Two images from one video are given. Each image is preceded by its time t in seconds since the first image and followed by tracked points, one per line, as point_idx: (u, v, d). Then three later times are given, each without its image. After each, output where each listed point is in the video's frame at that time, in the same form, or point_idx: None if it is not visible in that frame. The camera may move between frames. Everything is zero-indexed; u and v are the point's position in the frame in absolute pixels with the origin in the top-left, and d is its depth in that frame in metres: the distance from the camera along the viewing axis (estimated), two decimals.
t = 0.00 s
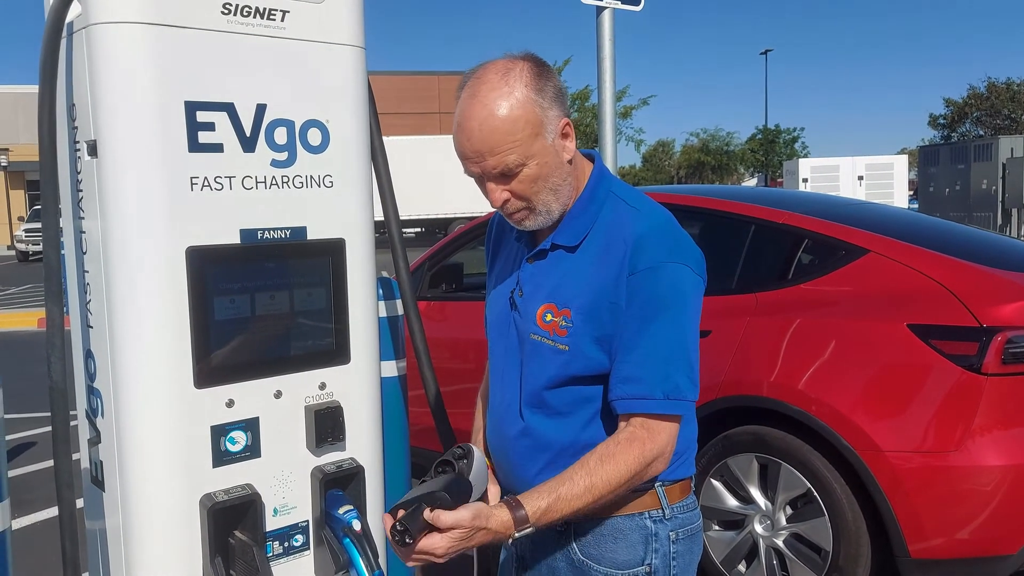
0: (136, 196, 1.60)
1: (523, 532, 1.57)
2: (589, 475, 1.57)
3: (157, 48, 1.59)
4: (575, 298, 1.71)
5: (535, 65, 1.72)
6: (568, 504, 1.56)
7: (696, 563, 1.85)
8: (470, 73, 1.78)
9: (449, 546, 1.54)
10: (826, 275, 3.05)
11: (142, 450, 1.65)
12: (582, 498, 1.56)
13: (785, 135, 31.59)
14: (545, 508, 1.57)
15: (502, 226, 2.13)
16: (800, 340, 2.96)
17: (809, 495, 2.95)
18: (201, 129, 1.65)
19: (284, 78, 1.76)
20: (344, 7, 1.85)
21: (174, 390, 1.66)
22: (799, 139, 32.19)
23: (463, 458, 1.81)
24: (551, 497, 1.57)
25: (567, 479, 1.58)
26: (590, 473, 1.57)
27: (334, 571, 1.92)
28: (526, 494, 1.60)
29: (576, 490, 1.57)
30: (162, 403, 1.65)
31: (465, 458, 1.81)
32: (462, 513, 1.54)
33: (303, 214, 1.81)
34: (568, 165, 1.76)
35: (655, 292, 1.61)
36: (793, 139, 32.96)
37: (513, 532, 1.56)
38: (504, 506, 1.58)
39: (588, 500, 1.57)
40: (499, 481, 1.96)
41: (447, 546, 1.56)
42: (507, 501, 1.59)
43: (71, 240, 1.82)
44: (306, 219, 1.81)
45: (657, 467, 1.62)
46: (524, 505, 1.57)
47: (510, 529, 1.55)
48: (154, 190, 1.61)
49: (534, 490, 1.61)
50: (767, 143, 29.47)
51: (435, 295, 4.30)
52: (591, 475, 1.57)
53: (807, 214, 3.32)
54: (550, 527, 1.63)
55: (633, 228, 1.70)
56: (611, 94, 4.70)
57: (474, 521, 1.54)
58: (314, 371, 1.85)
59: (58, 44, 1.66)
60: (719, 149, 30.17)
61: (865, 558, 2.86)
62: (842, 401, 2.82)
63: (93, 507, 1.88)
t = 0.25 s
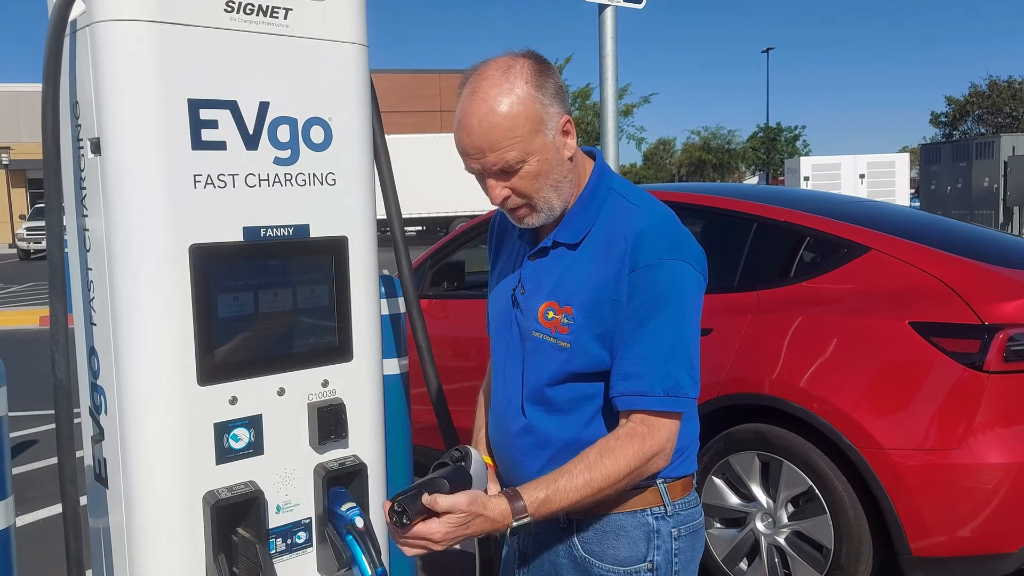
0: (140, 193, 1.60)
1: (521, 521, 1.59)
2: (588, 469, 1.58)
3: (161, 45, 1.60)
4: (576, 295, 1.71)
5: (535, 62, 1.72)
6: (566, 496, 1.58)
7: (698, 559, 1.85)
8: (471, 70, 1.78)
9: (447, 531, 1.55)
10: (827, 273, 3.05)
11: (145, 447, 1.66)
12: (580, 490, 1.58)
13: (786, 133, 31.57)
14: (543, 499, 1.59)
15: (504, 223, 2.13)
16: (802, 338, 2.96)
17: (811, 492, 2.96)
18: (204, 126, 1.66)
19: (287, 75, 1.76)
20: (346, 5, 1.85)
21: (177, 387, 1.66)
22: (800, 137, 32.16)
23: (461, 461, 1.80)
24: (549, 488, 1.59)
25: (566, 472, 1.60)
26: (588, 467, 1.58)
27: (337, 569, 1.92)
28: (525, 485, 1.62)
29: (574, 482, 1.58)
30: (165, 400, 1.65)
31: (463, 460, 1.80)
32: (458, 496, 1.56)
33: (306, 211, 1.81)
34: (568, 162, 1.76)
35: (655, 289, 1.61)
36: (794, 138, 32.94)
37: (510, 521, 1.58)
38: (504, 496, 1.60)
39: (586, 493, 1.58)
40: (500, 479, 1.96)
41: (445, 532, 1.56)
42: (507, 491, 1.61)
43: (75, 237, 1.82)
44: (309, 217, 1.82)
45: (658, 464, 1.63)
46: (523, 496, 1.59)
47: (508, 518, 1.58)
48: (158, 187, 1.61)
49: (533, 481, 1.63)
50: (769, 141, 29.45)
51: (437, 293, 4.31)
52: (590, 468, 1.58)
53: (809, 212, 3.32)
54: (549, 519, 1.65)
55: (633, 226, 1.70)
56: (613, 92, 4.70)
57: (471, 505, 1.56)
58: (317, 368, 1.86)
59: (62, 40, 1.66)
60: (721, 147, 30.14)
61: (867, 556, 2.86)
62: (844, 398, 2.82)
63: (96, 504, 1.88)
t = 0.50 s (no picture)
0: (144, 184, 1.60)
1: (524, 506, 1.59)
2: (592, 456, 1.59)
3: (164, 35, 1.59)
4: (580, 286, 1.71)
5: (539, 51, 1.72)
6: (569, 482, 1.58)
7: (700, 550, 1.86)
8: (474, 60, 1.78)
9: (451, 514, 1.56)
10: (831, 265, 3.05)
11: (149, 437, 1.66)
12: (583, 477, 1.58)
13: (790, 125, 31.48)
14: (546, 484, 1.59)
15: (507, 214, 2.12)
16: (805, 330, 2.96)
17: (814, 484, 2.96)
18: (208, 117, 1.65)
19: (291, 65, 1.76)
20: None
21: (181, 377, 1.66)
22: (804, 130, 32.06)
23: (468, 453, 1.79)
24: (553, 473, 1.59)
25: (570, 458, 1.60)
26: (593, 454, 1.59)
27: (339, 558, 1.91)
28: (529, 471, 1.62)
29: (578, 469, 1.58)
30: (170, 390, 1.66)
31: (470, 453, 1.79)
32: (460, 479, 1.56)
33: (310, 202, 1.81)
34: (572, 152, 1.76)
35: (660, 279, 1.61)
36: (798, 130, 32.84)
37: (514, 506, 1.58)
38: (508, 481, 1.60)
39: (589, 480, 1.58)
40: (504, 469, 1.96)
41: (450, 516, 1.56)
42: (511, 476, 1.62)
43: (78, 227, 1.82)
44: (312, 207, 1.81)
45: (662, 453, 1.62)
46: (527, 480, 1.59)
47: (512, 502, 1.58)
48: (162, 177, 1.61)
49: (537, 467, 1.63)
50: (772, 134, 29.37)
51: (440, 285, 4.31)
52: (594, 455, 1.59)
53: (814, 204, 3.31)
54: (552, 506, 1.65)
55: (637, 216, 1.70)
56: (617, 83, 4.68)
57: (474, 487, 1.56)
58: (320, 359, 1.86)
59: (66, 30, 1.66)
60: (725, 139, 30.06)
61: (870, 548, 2.87)
62: (848, 390, 2.82)
63: (101, 494, 1.89)
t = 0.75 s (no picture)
0: (147, 155, 1.60)
1: (534, 483, 1.60)
2: (598, 431, 1.59)
3: (165, 3, 1.58)
4: (583, 259, 1.71)
5: (543, 21, 1.70)
6: (577, 458, 1.59)
7: (701, 521, 1.87)
8: (477, 29, 1.76)
9: (466, 503, 1.57)
10: (835, 240, 3.04)
11: (154, 407, 1.67)
12: (591, 452, 1.59)
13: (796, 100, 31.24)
14: (555, 462, 1.60)
15: (509, 186, 2.12)
16: (808, 305, 2.95)
17: (815, 458, 2.97)
18: (210, 87, 1.65)
19: (293, 35, 1.75)
20: None
21: (185, 348, 1.67)
22: (809, 105, 31.82)
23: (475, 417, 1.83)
24: (561, 450, 1.60)
25: (577, 434, 1.61)
26: (599, 429, 1.59)
27: (344, 527, 1.93)
28: (536, 447, 1.63)
29: (586, 445, 1.59)
30: (174, 361, 1.66)
31: (476, 416, 1.82)
32: (472, 470, 1.56)
33: (313, 173, 1.81)
34: (575, 124, 1.74)
35: (664, 252, 1.60)
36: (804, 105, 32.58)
37: (525, 484, 1.60)
38: (516, 459, 1.61)
39: (596, 455, 1.59)
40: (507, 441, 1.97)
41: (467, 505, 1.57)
42: (519, 454, 1.63)
43: (81, 198, 1.82)
44: (315, 179, 1.81)
45: (667, 424, 1.63)
46: (534, 457, 1.61)
47: (522, 481, 1.59)
48: (165, 147, 1.60)
49: (544, 443, 1.64)
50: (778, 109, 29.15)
51: (443, 259, 4.31)
52: (600, 430, 1.59)
53: (819, 178, 3.29)
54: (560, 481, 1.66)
55: (640, 188, 1.69)
56: (621, 56, 4.64)
57: (486, 475, 1.57)
58: (324, 331, 1.86)
59: None
60: (730, 114, 29.84)
61: (869, 520, 2.90)
62: (851, 365, 2.82)
63: (107, 464, 1.90)
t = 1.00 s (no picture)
0: (147, 118, 1.58)
1: (544, 454, 1.61)
2: (608, 401, 1.59)
3: None
4: (588, 227, 1.69)
5: None
6: (587, 429, 1.60)
7: (702, 487, 1.88)
8: None
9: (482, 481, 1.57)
10: (841, 209, 3.02)
11: (158, 372, 1.67)
12: (600, 423, 1.59)
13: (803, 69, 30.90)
14: (565, 433, 1.60)
15: (511, 151, 2.10)
16: (813, 274, 2.94)
17: (816, 427, 2.98)
18: (210, 49, 1.63)
19: None
20: None
21: (188, 313, 1.67)
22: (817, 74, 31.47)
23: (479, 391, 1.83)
24: (571, 421, 1.60)
25: (586, 405, 1.61)
26: (609, 399, 1.59)
27: (347, 492, 1.93)
28: (545, 417, 1.63)
29: (595, 415, 1.59)
30: (177, 326, 1.67)
31: (481, 391, 1.82)
32: (487, 450, 1.56)
33: (315, 138, 1.79)
34: (579, 90, 1.72)
35: (671, 220, 1.59)
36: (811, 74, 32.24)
37: (535, 455, 1.60)
38: (526, 431, 1.61)
39: (606, 425, 1.59)
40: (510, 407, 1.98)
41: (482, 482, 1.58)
42: (529, 424, 1.63)
43: (81, 163, 1.81)
44: (317, 144, 1.79)
45: (676, 393, 1.64)
46: (544, 428, 1.61)
47: (533, 452, 1.59)
48: (165, 111, 1.59)
49: (553, 413, 1.64)
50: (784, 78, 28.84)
51: (446, 228, 4.30)
52: (610, 400, 1.59)
53: (824, 146, 3.26)
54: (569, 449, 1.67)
55: (646, 154, 1.67)
56: (626, 22, 4.59)
57: (500, 452, 1.57)
58: (326, 298, 1.86)
59: None
60: (736, 83, 29.54)
61: (870, 488, 2.91)
62: (855, 334, 2.82)
63: (111, 430, 1.91)
